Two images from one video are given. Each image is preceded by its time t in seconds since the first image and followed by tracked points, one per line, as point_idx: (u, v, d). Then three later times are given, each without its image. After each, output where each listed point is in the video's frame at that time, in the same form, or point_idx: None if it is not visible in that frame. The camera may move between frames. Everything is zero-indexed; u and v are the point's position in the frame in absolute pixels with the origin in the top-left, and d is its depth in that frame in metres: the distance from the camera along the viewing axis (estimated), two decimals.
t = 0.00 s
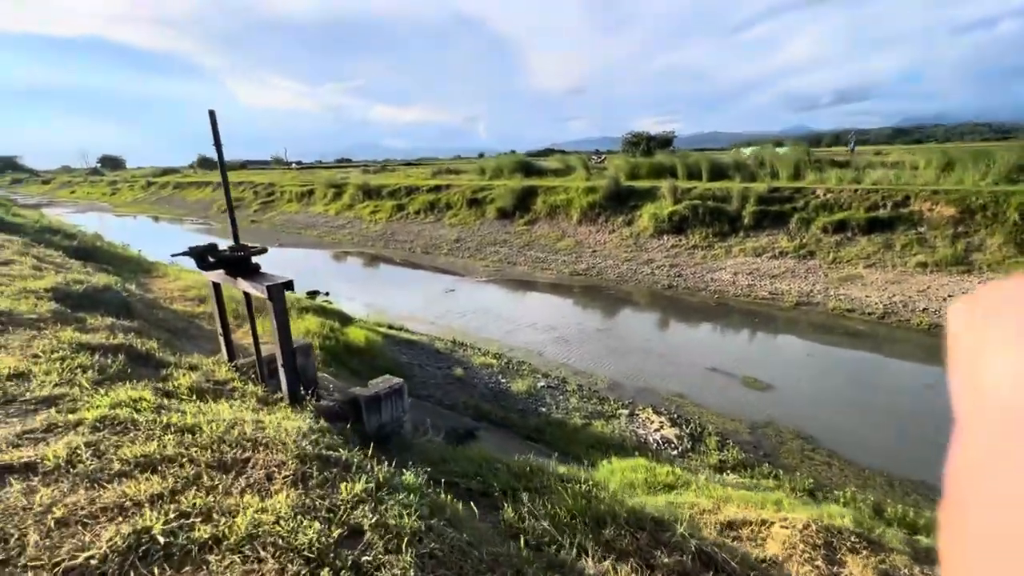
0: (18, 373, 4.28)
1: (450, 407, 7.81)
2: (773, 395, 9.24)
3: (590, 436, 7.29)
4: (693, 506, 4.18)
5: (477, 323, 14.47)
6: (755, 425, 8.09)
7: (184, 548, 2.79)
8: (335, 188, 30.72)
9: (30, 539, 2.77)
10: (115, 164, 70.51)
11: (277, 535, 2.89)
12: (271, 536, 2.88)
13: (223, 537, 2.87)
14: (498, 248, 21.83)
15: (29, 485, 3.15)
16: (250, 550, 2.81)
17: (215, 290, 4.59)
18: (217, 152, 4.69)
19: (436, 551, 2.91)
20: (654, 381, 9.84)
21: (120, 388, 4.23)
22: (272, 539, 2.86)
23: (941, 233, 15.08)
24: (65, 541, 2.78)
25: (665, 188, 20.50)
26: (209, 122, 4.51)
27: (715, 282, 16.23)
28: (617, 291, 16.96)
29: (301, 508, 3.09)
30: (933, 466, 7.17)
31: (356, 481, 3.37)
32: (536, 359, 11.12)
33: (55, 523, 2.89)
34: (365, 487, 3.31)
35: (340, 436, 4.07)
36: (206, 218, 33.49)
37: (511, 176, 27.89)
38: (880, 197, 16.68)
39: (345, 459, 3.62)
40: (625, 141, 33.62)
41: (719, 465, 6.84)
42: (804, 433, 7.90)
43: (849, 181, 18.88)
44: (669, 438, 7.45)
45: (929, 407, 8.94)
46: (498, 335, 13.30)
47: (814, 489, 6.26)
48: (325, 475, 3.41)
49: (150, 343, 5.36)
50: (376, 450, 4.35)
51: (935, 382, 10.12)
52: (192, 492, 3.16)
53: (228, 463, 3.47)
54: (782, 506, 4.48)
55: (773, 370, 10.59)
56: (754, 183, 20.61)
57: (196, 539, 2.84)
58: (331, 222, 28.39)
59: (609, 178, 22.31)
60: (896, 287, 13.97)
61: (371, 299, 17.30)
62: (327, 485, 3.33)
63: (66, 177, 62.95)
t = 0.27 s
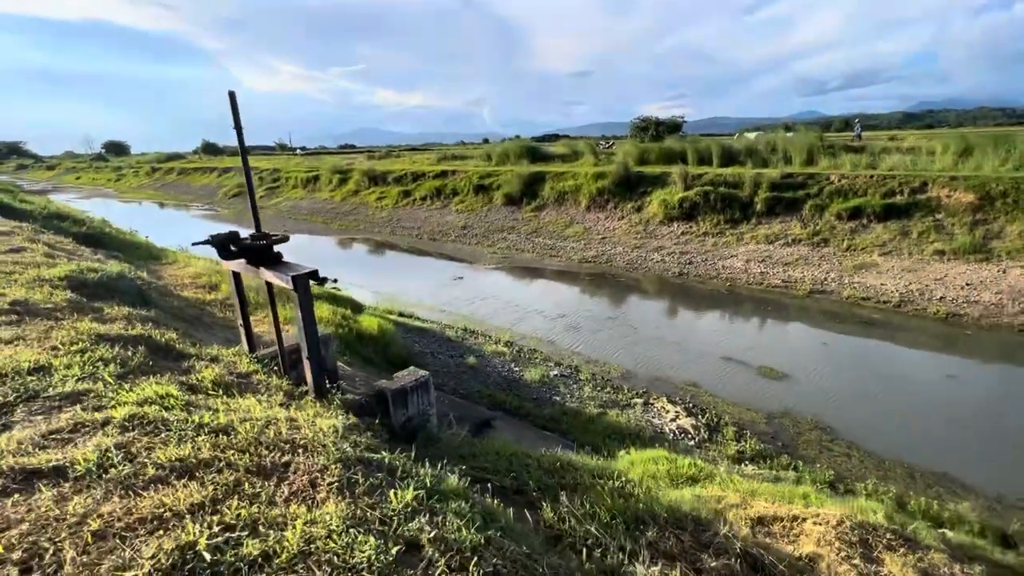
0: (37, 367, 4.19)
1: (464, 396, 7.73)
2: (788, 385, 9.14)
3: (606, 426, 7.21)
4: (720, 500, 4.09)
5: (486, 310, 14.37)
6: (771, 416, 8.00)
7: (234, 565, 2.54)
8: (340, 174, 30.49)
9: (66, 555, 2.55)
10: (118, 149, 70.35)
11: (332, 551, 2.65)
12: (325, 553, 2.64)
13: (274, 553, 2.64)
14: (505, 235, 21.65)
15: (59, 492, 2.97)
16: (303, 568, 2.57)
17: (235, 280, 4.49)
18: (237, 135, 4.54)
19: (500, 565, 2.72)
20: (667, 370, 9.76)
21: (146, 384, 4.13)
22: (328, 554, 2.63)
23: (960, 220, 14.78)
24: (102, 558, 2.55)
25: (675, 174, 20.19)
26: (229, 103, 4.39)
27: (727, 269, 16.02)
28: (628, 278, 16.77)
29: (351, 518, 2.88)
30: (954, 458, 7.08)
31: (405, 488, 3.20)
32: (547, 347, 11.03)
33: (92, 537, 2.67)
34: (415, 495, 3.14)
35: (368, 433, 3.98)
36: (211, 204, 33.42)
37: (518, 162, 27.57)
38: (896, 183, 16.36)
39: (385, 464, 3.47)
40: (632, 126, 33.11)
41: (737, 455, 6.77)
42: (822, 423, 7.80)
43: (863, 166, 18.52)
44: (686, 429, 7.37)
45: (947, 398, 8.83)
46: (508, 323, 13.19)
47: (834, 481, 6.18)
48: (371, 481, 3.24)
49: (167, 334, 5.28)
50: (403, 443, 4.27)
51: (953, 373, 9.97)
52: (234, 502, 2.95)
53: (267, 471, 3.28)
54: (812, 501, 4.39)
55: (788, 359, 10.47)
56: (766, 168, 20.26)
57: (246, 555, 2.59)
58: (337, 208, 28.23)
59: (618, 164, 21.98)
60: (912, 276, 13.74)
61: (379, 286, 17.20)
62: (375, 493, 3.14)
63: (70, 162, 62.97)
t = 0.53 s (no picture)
0: (49, 360, 4.11)
1: (474, 385, 7.66)
2: (800, 375, 9.03)
3: (619, 416, 7.14)
4: (744, 496, 4.01)
5: (493, 297, 14.26)
6: (785, 406, 7.91)
7: None
8: (343, 158, 30.16)
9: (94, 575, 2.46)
10: (119, 133, 69.91)
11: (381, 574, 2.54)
12: None
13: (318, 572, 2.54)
14: (511, 221, 21.45)
15: (81, 502, 2.87)
16: None
17: (251, 269, 4.42)
18: (251, 120, 4.43)
19: None
20: (678, 359, 9.67)
21: (163, 381, 4.04)
22: None
23: (975, 208, 14.52)
24: None
25: (684, 160, 19.87)
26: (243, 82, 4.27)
27: (737, 257, 15.84)
28: (636, 265, 16.58)
29: (397, 534, 2.77)
30: (971, 450, 6.99)
31: (449, 500, 3.07)
32: (556, 335, 10.93)
33: (120, 557, 2.57)
34: (461, 507, 3.02)
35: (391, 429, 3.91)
36: (214, 189, 33.22)
37: (523, 147, 27.22)
38: (911, 171, 16.07)
39: (422, 470, 3.34)
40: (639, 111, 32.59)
41: (752, 447, 6.70)
42: (837, 414, 7.71)
43: (877, 153, 18.18)
44: (699, 419, 7.30)
45: (963, 390, 8.70)
46: (515, 310, 13.06)
47: (851, 473, 6.11)
48: (412, 491, 3.11)
49: (179, 325, 5.19)
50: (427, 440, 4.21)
51: (969, 364, 9.83)
52: (269, 516, 2.86)
53: (300, 480, 3.19)
54: (836, 497, 4.30)
55: (800, 348, 10.36)
56: (777, 155, 19.93)
57: None
58: (340, 193, 27.97)
59: (626, 149, 21.65)
60: (925, 265, 13.54)
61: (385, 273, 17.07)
62: (418, 505, 3.02)
63: (72, 147, 62.69)
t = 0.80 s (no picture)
0: (72, 366, 4.03)
1: (496, 387, 7.50)
2: (833, 381, 8.67)
3: (645, 421, 6.91)
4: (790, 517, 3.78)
5: (512, 295, 14.07)
6: (818, 414, 7.60)
7: None
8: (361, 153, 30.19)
9: None
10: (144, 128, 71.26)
11: None
12: None
13: None
14: (529, 218, 21.22)
15: (101, 539, 2.73)
16: None
17: (276, 268, 4.32)
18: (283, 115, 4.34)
19: None
20: (704, 363, 9.38)
21: (188, 394, 3.90)
22: None
23: (1017, 209, 13.88)
24: None
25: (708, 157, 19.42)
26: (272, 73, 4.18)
27: (762, 257, 15.40)
28: (657, 265, 16.23)
29: None
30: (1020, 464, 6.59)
31: (510, 543, 2.84)
32: (577, 335, 10.71)
33: None
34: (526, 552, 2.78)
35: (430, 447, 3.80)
36: (234, 184, 33.60)
37: (542, 144, 26.93)
38: (947, 169, 15.45)
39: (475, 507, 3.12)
40: (660, 107, 32.01)
41: (786, 458, 6.42)
42: (873, 424, 7.36)
43: (911, 151, 17.52)
44: (728, 427, 7.03)
45: (1009, 400, 8.23)
46: (535, 309, 12.83)
47: (894, 489, 5.81)
48: (469, 532, 2.88)
49: (203, 327, 5.12)
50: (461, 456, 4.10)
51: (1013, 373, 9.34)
52: (309, 566, 2.66)
53: (342, 519, 2.98)
54: (886, 518, 4.05)
55: (831, 353, 9.98)
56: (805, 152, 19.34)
57: None
58: (358, 187, 27.95)
59: (648, 146, 21.24)
60: (964, 268, 12.99)
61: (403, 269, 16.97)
62: (478, 549, 2.78)
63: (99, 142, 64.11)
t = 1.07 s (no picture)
0: (113, 388, 3.93)
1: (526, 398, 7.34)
2: (879, 399, 8.24)
3: (680, 438, 6.66)
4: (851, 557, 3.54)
5: (537, 302, 13.90)
6: (864, 434, 7.22)
7: None
8: (386, 158, 30.52)
9: None
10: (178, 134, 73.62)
11: None
12: None
13: None
14: (553, 224, 21.02)
15: None
16: None
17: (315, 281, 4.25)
18: (326, 126, 4.29)
19: None
20: (739, 377, 9.06)
21: (233, 422, 3.69)
22: None
23: None
24: None
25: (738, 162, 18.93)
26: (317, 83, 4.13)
27: (797, 266, 14.89)
28: (686, 272, 15.85)
29: None
30: None
31: None
32: (605, 345, 10.48)
33: None
34: None
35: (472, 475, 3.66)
36: (263, 188, 34.31)
37: (566, 148, 26.73)
38: (996, 174, 14.71)
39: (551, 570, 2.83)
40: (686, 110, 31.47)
41: (831, 480, 6.10)
42: (925, 446, 6.95)
43: (955, 155, 16.77)
44: (768, 445, 6.72)
45: None
46: (561, 316, 12.63)
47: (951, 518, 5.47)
48: None
49: (240, 341, 5.06)
50: (507, 484, 3.95)
51: None
52: None
53: None
54: (956, 558, 3.76)
55: (876, 368, 9.50)
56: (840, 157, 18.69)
57: None
58: (382, 192, 28.24)
59: (675, 150, 20.83)
60: (1016, 279, 12.31)
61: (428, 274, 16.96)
62: None
63: (135, 147, 66.47)
